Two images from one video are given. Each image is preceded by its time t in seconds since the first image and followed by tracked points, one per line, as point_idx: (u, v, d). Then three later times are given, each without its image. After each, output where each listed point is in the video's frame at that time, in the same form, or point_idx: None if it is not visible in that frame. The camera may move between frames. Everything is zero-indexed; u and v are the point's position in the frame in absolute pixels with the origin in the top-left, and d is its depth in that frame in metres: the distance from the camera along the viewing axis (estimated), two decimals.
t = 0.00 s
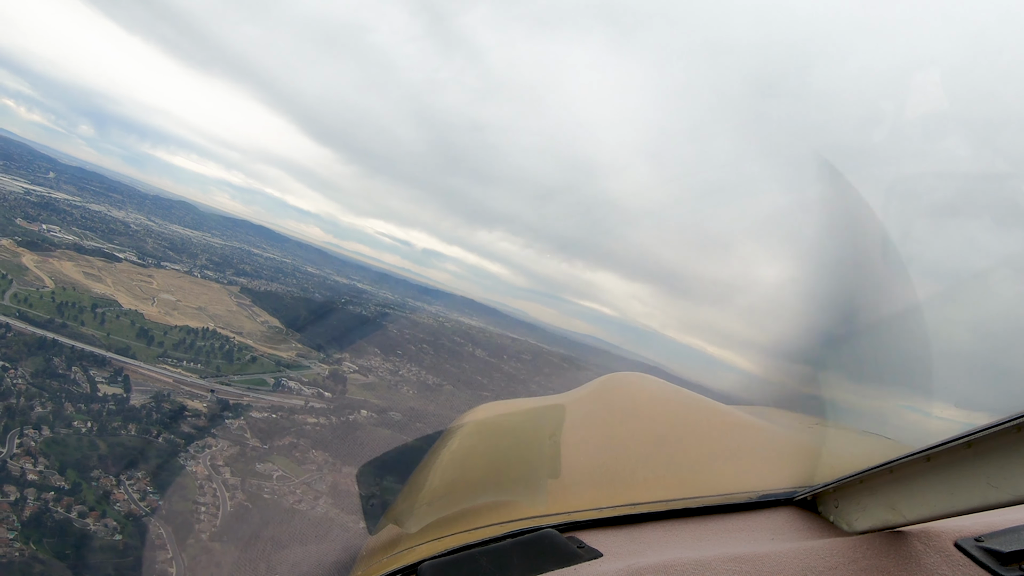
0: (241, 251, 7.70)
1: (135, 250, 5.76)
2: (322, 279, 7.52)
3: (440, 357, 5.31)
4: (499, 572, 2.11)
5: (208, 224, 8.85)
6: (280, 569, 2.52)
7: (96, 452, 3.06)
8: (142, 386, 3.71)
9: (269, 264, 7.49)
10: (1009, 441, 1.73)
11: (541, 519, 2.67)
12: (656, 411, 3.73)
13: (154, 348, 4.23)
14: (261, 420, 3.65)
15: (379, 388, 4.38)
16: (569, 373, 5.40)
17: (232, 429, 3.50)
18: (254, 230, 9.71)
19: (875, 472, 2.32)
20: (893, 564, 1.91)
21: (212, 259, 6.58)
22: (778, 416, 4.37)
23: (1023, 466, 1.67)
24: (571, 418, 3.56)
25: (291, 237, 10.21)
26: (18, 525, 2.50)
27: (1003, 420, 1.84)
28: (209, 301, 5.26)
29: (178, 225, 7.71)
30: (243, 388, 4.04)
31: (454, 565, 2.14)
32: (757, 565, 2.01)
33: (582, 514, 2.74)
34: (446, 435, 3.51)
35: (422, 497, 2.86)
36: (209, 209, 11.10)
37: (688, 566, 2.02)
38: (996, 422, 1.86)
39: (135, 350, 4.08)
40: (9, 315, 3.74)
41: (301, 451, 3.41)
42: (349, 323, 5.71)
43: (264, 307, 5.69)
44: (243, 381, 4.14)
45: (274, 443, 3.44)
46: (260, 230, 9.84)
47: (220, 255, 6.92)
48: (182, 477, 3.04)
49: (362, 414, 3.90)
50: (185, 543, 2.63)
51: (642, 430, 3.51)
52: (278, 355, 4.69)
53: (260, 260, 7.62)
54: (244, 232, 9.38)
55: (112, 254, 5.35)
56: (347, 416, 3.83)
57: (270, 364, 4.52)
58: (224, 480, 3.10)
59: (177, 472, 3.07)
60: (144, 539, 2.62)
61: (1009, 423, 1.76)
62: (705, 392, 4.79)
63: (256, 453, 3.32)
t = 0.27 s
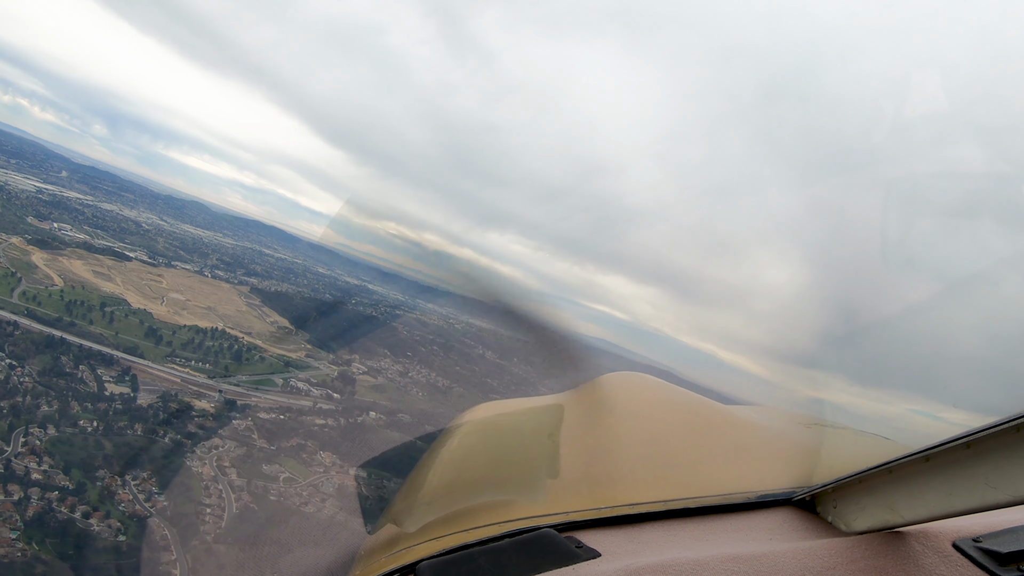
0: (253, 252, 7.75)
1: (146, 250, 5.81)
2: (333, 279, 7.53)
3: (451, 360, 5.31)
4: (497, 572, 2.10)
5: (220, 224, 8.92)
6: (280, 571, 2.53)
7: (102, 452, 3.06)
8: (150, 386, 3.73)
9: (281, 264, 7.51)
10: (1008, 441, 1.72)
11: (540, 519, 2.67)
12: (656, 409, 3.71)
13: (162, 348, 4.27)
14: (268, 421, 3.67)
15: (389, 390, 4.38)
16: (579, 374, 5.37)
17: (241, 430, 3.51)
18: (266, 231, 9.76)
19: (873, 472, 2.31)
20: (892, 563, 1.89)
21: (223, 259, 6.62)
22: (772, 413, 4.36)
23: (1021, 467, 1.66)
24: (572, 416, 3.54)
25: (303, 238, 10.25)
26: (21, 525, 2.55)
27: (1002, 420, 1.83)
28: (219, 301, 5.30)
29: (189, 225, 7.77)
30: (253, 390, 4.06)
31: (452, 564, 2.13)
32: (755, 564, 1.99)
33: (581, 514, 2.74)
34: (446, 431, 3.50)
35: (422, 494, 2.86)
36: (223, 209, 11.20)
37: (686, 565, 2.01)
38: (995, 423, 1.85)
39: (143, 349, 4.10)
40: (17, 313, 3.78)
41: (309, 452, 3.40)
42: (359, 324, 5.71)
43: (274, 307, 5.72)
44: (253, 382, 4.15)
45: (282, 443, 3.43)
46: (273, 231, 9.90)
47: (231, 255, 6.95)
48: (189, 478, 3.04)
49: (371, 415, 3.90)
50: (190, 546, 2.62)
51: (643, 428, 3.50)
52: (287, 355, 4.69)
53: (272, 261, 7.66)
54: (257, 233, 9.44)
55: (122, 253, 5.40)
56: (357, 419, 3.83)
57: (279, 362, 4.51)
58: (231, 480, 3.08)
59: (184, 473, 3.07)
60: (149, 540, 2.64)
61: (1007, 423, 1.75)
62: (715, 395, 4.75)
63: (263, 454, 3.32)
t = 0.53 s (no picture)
0: (265, 253, 7.80)
1: (156, 250, 5.87)
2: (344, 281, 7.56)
3: (461, 361, 5.31)
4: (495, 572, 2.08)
5: (231, 224, 8.99)
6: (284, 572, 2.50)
7: (109, 452, 3.07)
8: (158, 386, 3.75)
9: (292, 265, 7.56)
10: (1007, 444, 1.71)
11: (537, 520, 2.64)
12: (656, 410, 3.68)
13: (171, 347, 4.30)
14: (276, 422, 3.66)
15: (398, 393, 4.39)
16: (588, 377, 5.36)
17: (248, 431, 3.51)
18: (278, 232, 9.83)
19: (871, 474, 2.29)
20: (889, 566, 1.88)
21: (233, 260, 6.67)
22: (774, 416, 4.34)
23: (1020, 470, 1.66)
24: (571, 417, 3.51)
25: (315, 239, 10.30)
26: (25, 526, 2.55)
27: (1001, 423, 1.83)
28: (228, 301, 5.33)
29: (201, 225, 7.85)
30: (261, 391, 4.07)
31: (450, 565, 2.11)
32: (753, 566, 1.97)
33: (578, 515, 2.72)
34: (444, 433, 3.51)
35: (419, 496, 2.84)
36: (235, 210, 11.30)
37: (684, 567, 1.99)
38: (993, 426, 1.85)
39: (151, 348, 4.14)
40: (27, 311, 3.79)
41: (317, 454, 3.41)
42: (370, 325, 5.73)
43: (284, 307, 5.76)
44: (261, 383, 4.17)
45: (289, 445, 3.45)
46: (284, 231, 9.96)
47: (242, 256, 7.00)
48: (197, 480, 3.04)
49: (380, 417, 3.90)
50: (194, 547, 2.60)
51: (642, 430, 3.47)
52: (296, 356, 4.72)
53: (283, 262, 7.71)
54: (268, 234, 9.51)
55: (132, 253, 5.46)
56: (365, 420, 3.84)
57: (287, 364, 4.57)
58: (237, 482, 3.08)
59: (192, 476, 3.06)
60: (155, 542, 2.62)
61: (1006, 426, 1.75)
62: (724, 399, 4.72)
63: (270, 456, 3.32)
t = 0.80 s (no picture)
0: (276, 253, 7.86)
1: (168, 249, 5.93)
2: (356, 281, 7.59)
3: (472, 363, 5.32)
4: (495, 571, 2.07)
5: (244, 224, 9.06)
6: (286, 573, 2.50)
7: (116, 452, 3.09)
8: (166, 386, 3.77)
9: (303, 266, 7.61)
10: (1006, 442, 1.69)
11: (536, 518, 2.63)
12: (656, 411, 3.66)
13: (181, 347, 4.31)
14: (285, 423, 3.69)
15: (409, 394, 4.39)
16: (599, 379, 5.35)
17: (256, 432, 3.54)
18: (290, 232, 9.89)
19: (871, 472, 2.27)
20: (889, 564, 1.86)
21: (245, 260, 6.73)
22: (779, 417, 4.31)
23: (1020, 468, 1.63)
24: (569, 419, 3.52)
25: (327, 241, 10.36)
26: (28, 526, 2.55)
27: (1001, 421, 1.80)
28: (239, 301, 5.36)
29: (212, 225, 7.91)
30: (270, 390, 4.10)
31: (451, 564, 2.10)
32: (753, 564, 1.96)
33: (577, 513, 2.70)
34: (444, 435, 3.52)
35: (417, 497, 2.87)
36: (248, 212, 11.40)
37: (684, 565, 1.97)
38: (993, 424, 1.83)
39: (160, 348, 4.16)
40: (36, 309, 3.82)
41: (326, 456, 3.42)
42: (380, 326, 5.75)
43: (294, 307, 5.78)
44: (270, 383, 4.19)
45: (298, 447, 3.46)
46: (297, 232, 10.02)
47: (254, 256, 7.05)
48: (204, 481, 3.05)
49: (390, 418, 3.91)
50: (200, 548, 2.60)
51: (642, 430, 3.46)
52: (306, 356, 4.75)
53: (295, 262, 7.76)
54: (281, 234, 9.57)
55: (143, 253, 5.52)
56: (375, 422, 3.84)
57: (298, 364, 4.58)
58: (244, 484, 3.09)
59: (199, 476, 3.07)
60: (161, 543, 2.63)
61: (1005, 424, 1.73)
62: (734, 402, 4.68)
63: (278, 458, 3.33)
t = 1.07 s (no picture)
0: (287, 254, 7.91)
1: (179, 249, 5.99)
2: (367, 283, 7.62)
3: (482, 366, 5.33)
4: (494, 569, 2.07)
5: (256, 225, 9.14)
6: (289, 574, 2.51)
7: (121, 452, 3.11)
8: (174, 386, 3.80)
9: (314, 267, 7.65)
10: (1007, 441, 1.67)
11: (537, 516, 2.63)
12: (656, 409, 3.65)
13: (189, 347, 4.35)
14: (293, 425, 3.70)
15: (419, 396, 4.40)
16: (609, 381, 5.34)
17: (264, 434, 3.57)
18: (302, 233, 9.95)
19: (872, 471, 2.25)
20: (889, 562, 1.84)
21: (256, 260, 6.79)
22: (786, 417, 4.26)
23: (1020, 467, 1.61)
24: (570, 415, 3.50)
25: (340, 241, 10.41)
26: (32, 527, 2.56)
27: (1002, 420, 1.78)
28: (249, 302, 5.39)
29: (224, 225, 7.99)
30: (279, 391, 4.13)
31: (451, 563, 2.09)
32: (753, 563, 1.94)
33: (578, 512, 2.69)
34: (444, 428, 3.51)
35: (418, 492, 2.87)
36: (261, 213, 11.51)
37: (684, 564, 1.96)
38: (994, 422, 1.80)
39: (169, 348, 4.20)
40: (44, 309, 3.87)
41: (334, 458, 3.43)
42: (391, 329, 5.78)
43: (304, 309, 5.81)
44: (280, 385, 4.22)
45: (307, 449, 3.47)
46: (310, 233, 10.09)
47: (265, 257, 7.11)
48: (210, 482, 3.07)
49: (399, 421, 3.90)
50: (205, 551, 2.61)
51: (643, 428, 3.44)
52: (316, 358, 4.78)
53: (306, 263, 7.81)
54: (293, 235, 9.64)
55: (153, 252, 5.57)
56: (385, 424, 3.84)
57: (308, 366, 4.60)
58: (251, 485, 3.10)
59: (206, 477, 3.09)
60: (166, 545, 2.65)
61: (1006, 423, 1.71)
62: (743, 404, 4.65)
63: (285, 459, 3.35)
